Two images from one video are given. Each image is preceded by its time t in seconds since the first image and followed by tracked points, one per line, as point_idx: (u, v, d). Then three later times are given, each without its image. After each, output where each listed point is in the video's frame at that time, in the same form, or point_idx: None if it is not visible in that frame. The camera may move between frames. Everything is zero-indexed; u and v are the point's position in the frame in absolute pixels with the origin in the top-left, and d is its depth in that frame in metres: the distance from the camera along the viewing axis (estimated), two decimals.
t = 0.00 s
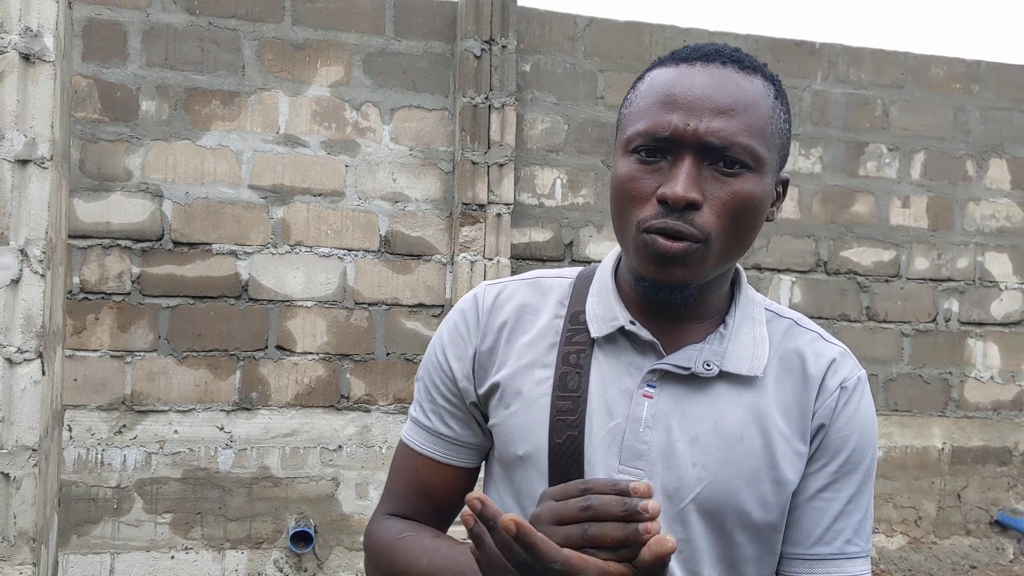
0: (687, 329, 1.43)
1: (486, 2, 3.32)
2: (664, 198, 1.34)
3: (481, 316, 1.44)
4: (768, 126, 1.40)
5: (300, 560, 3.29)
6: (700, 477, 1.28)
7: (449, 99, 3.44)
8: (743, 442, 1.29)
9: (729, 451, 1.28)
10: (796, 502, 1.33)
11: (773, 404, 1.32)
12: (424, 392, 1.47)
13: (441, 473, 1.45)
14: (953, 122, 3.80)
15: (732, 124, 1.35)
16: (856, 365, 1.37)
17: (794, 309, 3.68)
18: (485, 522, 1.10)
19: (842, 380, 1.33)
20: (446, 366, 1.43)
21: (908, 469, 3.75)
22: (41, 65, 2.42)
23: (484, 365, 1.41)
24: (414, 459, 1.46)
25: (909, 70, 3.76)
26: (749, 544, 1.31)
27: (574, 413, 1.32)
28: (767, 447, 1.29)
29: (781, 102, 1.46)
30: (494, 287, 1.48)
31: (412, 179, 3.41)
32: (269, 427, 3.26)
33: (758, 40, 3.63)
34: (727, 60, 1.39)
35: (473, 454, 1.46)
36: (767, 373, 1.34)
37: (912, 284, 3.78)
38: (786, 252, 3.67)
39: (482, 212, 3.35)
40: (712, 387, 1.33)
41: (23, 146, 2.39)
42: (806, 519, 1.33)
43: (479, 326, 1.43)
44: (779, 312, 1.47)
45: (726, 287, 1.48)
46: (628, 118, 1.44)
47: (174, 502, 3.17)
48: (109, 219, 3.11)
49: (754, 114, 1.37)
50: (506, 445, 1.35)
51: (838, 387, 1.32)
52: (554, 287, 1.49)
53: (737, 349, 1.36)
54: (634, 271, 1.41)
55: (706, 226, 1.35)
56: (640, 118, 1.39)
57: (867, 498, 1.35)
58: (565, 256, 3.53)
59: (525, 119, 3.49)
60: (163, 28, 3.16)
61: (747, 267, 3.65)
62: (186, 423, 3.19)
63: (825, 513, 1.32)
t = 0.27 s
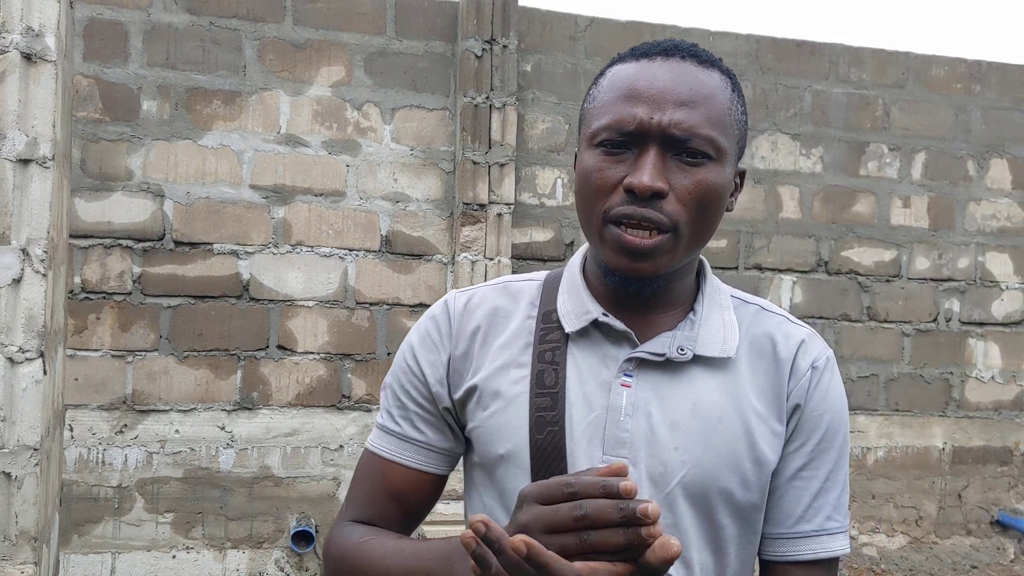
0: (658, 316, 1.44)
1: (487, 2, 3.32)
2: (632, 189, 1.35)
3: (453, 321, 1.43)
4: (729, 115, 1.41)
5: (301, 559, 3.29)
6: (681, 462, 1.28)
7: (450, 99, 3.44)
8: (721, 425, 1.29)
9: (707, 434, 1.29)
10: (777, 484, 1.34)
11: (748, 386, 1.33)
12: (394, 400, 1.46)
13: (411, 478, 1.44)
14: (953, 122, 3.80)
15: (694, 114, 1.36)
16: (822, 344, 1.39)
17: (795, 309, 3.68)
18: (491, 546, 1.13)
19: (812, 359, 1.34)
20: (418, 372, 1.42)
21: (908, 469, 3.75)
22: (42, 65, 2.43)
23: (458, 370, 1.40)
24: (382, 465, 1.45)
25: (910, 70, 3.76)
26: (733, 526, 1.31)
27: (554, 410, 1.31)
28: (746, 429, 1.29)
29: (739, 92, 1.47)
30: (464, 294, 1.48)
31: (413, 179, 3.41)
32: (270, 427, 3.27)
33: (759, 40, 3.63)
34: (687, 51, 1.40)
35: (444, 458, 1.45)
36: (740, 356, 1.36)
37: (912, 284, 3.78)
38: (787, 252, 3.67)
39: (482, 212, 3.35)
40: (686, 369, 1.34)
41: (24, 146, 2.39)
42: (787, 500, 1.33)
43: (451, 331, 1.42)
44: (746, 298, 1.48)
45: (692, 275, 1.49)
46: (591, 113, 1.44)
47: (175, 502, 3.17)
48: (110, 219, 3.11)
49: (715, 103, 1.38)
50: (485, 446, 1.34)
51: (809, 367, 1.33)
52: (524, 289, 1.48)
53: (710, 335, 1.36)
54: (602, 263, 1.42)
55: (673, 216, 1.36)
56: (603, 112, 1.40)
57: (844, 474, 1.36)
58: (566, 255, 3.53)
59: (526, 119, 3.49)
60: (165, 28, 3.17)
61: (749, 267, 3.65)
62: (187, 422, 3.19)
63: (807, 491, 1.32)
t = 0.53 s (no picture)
0: (625, 310, 1.51)
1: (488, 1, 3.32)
2: (592, 190, 1.40)
3: (423, 320, 1.48)
4: (694, 127, 1.46)
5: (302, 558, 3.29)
6: (664, 447, 1.37)
7: (451, 98, 3.44)
8: (700, 407, 1.39)
9: (687, 416, 1.38)
10: (760, 463, 1.43)
11: (720, 371, 1.43)
12: (358, 393, 1.47)
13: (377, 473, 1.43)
14: (955, 121, 3.79)
15: (660, 124, 1.41)
16: (788, 323, 1.49)
17: (796, 308, 3.68)
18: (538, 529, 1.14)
19: (779, 337, 1.44)
20: (387, 367, 1.45)
21: (910, 468, 3.75)
22: (44, 63, 2.43)
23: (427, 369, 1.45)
24: (347, 460, 1.43)
25: (911, 69, 3.76)
26: (719, 505, 1.40)
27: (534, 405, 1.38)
28: (722, 411, 1.39)
29: (711, 109, 1.53)
30: (431, 294, 1.53)
31: (415, 178, 3.41)
32: (271, 426, 3.26)
33: (760, 40, 3.63)
34: (662, 61, 1.46)
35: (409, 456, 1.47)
36: (711, 341, 1.46)
37: (914, 283, 3.78)
38: (788, 252, 3.67)
39: (483, 211, 3.35)
40: (661, 357, 1.43)
41: (25, 144, 2.39)
42: (771, 475, 1.42)
43: (421, 329, 1.48)
44: (709, 286, 1.58)
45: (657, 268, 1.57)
46: (562, 109, 1.49)
47: (176, 501, 3.17)
48: (111, 218, 3.11)
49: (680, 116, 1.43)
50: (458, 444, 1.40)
51: (777, 344, 1.44)
52: (491, 290, 1.54)
53: (679, 322, 1.45)
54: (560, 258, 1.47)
55: (630, 220, 1.41)
56: (574, 110, 1.45)
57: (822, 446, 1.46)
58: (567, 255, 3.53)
59: (527, 118, 3.49)
60: (166, 27, 3.17)
61: (750, 267, 3.65)
62: (188, 422, 3.19)
63: (790, 465, 1.41)
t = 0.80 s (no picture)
0: (598, 309, 1.54)
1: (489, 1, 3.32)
2: (579, 188, 1.42)
3: (399, 329, 1.47)
4: (683, 141, 1.49)
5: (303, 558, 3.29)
6: (641, 444, 1.41)
7: (452, 97, 3.44)
8: (676, 404, 1.43)
9: (664, 414, 1.42)
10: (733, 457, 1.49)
11: (695, 368, 1.48)
12: (344, 411, 1.47)
13: (372, 488, 1.44)
14: (957, 121, 3.79)
15: (653, 132, 1.44)
16: (756, 319, 1.56)
17: (797, 308, 3.68)
18: (479, 525, 1.17)
19: (750, 333, 1.51)
20: (370, 380, 1.45)
21: (911, 468, 3.75)
22: (45, 63, 2.43)
23: (411, 378, 1.46)
24: (338, 479, 1.44)
25: (913, 68, 3.75)
26: (694, 500, 1.44)
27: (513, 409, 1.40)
28: (698, 408, 1.44)
29: (702, 124, 1.56)
30: (404, 301, 1.52)
31: (415, 178, 3.41)
32: (272, 425, 3.27)
33: (761, 39, 3.63)
34: (663, 70, 1.49)
35: (401, 464, 1.46)
36: (684, 338, 1.50)
37: (915, 283, 3.78)
38: (789, 251, 3.67)
39: (484, 211, 3.35)
40: (636, 356, 1.47)
41: (26, 144, 2.39)
42: (745, 469, 1.48)
43: (399, 338, 1.47)
44: (678, 282, 1.63)
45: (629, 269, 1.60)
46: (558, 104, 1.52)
47: (177, 501, 3.17)
48: (112, 217, 3.11)
49: (673, 127, 1.46)
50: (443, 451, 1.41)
51: (748, 340, 1.50)
52: (466, 294, 1.54)
53: (653, 320, 1.49)
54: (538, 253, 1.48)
55: (612, 223, 1.43)
56: (570, 107, 1.48)
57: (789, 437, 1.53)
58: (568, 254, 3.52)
59: (528, 118, 3.49)
60: (167, 26, 3.16)
61: (751, 266, 3.65)
62: (190, 421, 3.19)
63: (761, 458, 1.48)
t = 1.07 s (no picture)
0: (582, 308, 1.51)
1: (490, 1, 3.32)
2: (575, 193, 1.40)
3: (379, 313, 1.45)
4: (666, 132, 1.48)
5: (304, 558, 3.29)
6: (622, 440, 1.36)
7: (452, 97, 3.44)
8: (657, 399, 1.39)
9: (644, 409, 1.38)
10: (720, 453, 1.45)
11: (676, 363, 1.44)
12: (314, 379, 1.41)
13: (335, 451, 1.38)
14: (958, 120, 3.79)
15: (643, 128, 1.42)
16: (740, 312, 1.52)
17: (798, 308, 3.68)
18: None
19: (736, 327, 1.46)
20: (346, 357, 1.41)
21: (912, 468, 3.75)
22: (47, 63, 2.43)
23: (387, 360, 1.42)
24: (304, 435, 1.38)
25: (913, 68, 3.75)
26: (674, 498, 1.40)
27: (491, 403, 1.37)
28: (678, 403, 1.40)
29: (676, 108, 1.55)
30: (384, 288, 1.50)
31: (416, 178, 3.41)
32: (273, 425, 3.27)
33: (762, 39, 3.63)
34: (637, 62, 1.46)
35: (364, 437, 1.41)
36: (664, 332, 1.47)
37: (916, 283, 3.78)
38: (790, 251, 3.67)
39: (485, 211, 3.35)
40: (613, 351, 1.43)
41: (28, 144, 2.39)
42: (736, 466, 1.44)
43: (378, 323, 1.44)
44: (659, 278, 1.60)
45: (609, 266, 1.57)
46: (536, 106, 1.46)
47: (178, 500, 3.17)
48: (113, 217, 3.11)
49: (659, 120, 1.45)
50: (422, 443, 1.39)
51: (734, 334, 1.45)
52: (446, 286, 1.52)
53: (631, 315, 1.46)
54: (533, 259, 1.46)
55: (610, 224, 1.43)
56: (553, 107, 1.43)
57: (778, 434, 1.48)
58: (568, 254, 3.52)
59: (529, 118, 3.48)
60: (168, 26, 3.16)
61: (752, 266, 3.65)
62: (190, 421, 3.19)
63: (750, 453, 1.44)
